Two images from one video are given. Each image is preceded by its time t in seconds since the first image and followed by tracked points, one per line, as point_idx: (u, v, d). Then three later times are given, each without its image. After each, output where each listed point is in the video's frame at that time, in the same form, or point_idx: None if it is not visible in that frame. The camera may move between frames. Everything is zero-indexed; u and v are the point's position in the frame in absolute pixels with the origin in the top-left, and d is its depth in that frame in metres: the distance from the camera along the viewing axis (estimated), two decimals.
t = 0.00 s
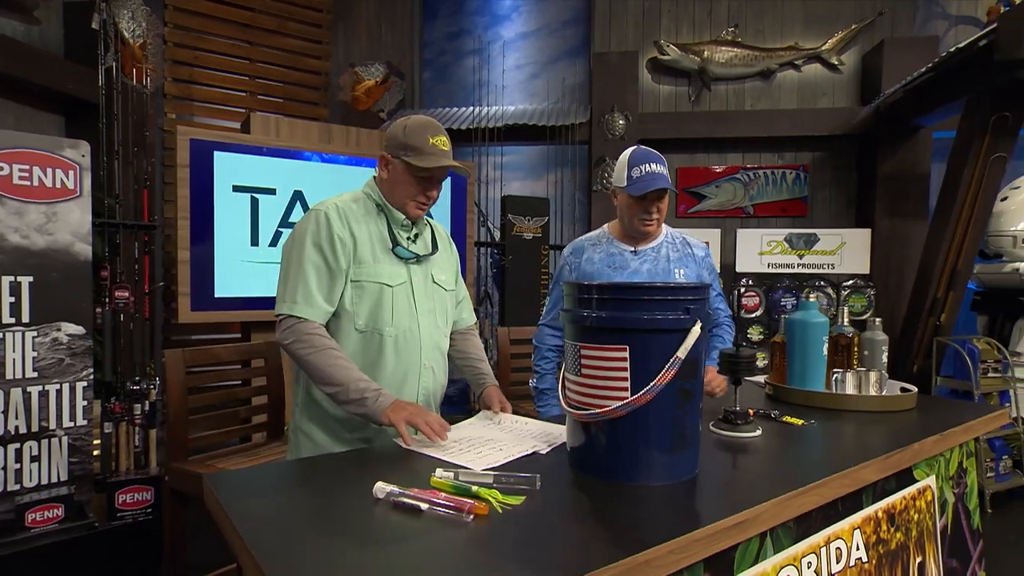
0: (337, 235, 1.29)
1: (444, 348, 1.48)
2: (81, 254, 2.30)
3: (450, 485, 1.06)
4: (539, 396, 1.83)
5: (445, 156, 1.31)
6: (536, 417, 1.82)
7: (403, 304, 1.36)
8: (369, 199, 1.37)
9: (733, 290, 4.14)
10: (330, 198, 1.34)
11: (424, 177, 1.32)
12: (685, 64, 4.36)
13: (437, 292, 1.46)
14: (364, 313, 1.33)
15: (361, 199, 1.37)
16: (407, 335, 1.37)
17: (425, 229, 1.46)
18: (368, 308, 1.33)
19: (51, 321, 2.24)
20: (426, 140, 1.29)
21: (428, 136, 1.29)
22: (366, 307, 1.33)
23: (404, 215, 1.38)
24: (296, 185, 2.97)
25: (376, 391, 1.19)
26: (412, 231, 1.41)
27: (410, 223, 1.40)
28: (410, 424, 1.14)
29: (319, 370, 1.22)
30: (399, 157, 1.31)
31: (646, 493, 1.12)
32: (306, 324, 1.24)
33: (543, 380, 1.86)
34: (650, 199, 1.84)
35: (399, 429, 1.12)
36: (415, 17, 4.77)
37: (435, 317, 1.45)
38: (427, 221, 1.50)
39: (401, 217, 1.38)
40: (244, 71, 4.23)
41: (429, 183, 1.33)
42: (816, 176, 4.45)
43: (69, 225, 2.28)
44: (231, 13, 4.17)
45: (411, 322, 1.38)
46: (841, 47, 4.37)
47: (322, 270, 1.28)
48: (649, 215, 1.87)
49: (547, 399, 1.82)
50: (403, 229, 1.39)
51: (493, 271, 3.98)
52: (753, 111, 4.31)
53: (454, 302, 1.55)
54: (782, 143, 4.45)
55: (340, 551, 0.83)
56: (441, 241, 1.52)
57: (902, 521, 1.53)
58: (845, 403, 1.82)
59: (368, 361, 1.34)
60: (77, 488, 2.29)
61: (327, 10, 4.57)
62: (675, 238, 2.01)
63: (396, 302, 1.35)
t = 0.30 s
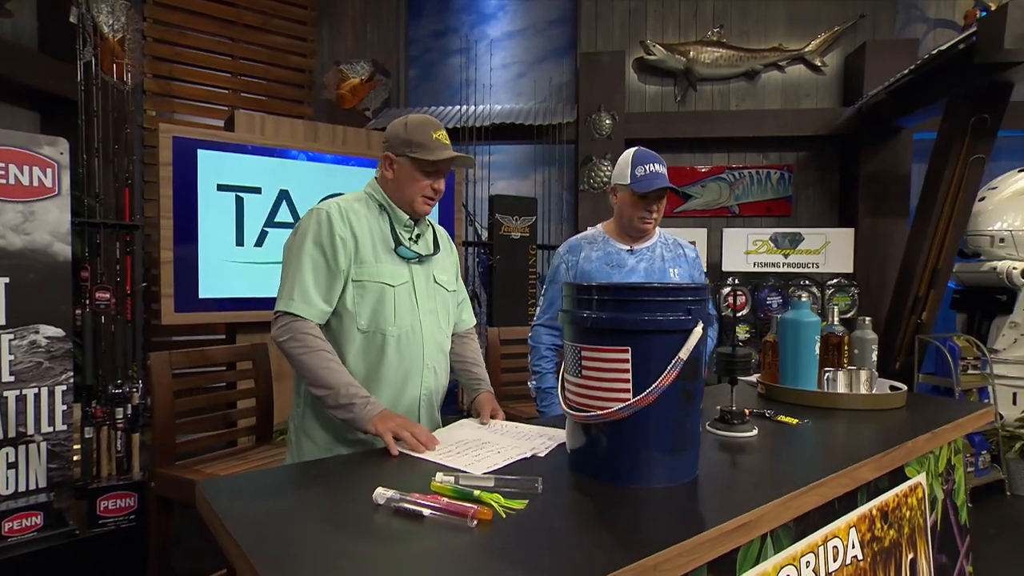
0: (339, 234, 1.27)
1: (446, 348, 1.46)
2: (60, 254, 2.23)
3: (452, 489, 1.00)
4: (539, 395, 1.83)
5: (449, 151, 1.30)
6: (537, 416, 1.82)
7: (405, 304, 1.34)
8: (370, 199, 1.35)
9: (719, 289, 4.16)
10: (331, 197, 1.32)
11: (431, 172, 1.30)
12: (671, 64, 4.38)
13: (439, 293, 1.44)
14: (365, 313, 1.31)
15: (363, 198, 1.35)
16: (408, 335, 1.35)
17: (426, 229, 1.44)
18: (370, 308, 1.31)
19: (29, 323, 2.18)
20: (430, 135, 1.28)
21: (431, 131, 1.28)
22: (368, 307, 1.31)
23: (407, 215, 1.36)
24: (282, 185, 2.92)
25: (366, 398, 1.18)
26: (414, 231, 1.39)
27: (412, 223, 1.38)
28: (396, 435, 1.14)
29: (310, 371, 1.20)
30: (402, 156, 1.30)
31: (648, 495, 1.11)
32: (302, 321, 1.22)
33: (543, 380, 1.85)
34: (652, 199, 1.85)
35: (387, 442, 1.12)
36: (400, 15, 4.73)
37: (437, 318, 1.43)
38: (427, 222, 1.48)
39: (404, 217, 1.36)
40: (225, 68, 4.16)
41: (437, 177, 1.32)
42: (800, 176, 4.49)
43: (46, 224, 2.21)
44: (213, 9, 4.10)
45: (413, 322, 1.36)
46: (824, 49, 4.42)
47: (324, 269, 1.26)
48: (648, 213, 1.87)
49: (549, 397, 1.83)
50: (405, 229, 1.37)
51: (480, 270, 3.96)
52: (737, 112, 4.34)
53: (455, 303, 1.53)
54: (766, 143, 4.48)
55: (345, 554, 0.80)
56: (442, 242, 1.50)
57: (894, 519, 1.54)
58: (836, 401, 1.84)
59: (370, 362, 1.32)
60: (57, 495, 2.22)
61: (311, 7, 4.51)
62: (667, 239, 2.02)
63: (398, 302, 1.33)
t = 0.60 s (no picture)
0: (335, 237, 1.26)
1: (443, 354, 1.44)
2: (38, 257, 2.18)
3: (447, 498, 0.98)
4: (529, 396, 1.80)
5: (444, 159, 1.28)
6: (527, 418, 1.80)
7: (401, 308, 1.32)
8: (367, 202, 1.34)
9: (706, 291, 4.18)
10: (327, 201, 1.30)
11: (425, 178, 1.29)
12: (657, 67, 4.40)
13: (436, 297, 1.42)
14: (360, 317, 1.29)
15: (359, 202, 1.34)
16: (404, 339, 1.33)
17: (423, 234, 1.42)
18: (365, 312, 1.29)
19: (6, 327, 2.12)
20: (425, 142, 1.26)
21: (426, 137, 1.26)
22: (363, 311, 1.29)
23: (403, 219, 1.34)
24: (268, 186, 2.88)
25: (341, 400, 1.14)
26: (410, 235, 1.37)
27: (408, 227, 1.36)
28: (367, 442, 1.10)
29: (289, 369, 1.17)
30: (397, 161, 1.28)
31: (643, 501, 1.10)
32: (286, 321, 1.20)
33: (534, 380, 1.83)
34: (637, 199, 1.85)
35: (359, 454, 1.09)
36: (387, 16, 4.70)
37: (433, 322, 1.41)
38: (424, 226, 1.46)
39: (400, 221, 1.34)
40: (209, 67, 4.11)
41: (431, 183, 1.30)
42: (785, 178, 4.53)
43: (24, 226, 2.16)
44: (197, 8, 4.05)
45: (410, 327, 1.34)
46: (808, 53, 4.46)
47: (319, 272, 1.24)
48: (633, 215, 1.88)
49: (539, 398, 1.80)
50: (402, 233, 1.36)
51: (468, 273, 3.95)
52: (723, 115, 4.36)
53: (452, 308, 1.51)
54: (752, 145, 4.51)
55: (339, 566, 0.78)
56: (440, 247, 1.48)
57: (884, 521, 1.55)
58: (825, 404, 1.87)
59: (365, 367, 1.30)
60: (35, 504, 2.16)
61: (297, 7, 4.47)
62: (659, 244, 2.02)
63: (393, 306, 1.31)
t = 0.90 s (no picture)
0: (340, 240, 1.26)
1: (449, 358, 1.43)
2: (42, 258, 2.18)
3: (449, 505, 0.96)
4: (529, 397, 1.79)
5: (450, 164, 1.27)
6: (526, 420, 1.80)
7: (406, 311, 1.31)
8: (372, 206, 1.34)
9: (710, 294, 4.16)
10: (333, 205, 1.31)
11: (429, 183, 1.28)
12: (663, 69, 4.38)
13: (441, 301, 1.41)
14: (365, 321, 1.29)
15: (365, 206, 1.34)
16: (410, 343, 1.33)
17: (429, 237, 1.42)
18: (370, 315, 1.29)
19: (10, 328, 2.13)
20: (431, 146, 1.26)
21: (432, 141, 1.26)
22: (369, 313, 1.28)
23: (409, 222, 1.34)
24: (272, 188, 2.88)
25: (336, 405, 1.14)
26: (416, 238, 1.37)
27: (414, 231, 1.36)
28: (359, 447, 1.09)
29: (288, 371, 1.18)
30: (402, 165, 1.28)
31: (647, 509, 1.09)
32: (287, 323, 1.20)
33: (534, 382, 1.82)
34: (634, 204, 1.86)
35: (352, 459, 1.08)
36: (393, 18, 4.71)
37: (439, 326, 1.40)
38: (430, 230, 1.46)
39: (406, 224, 1.34)
40: (215, 69, 4.12)
41: (436, 187, 1.29)
42: (790, 181, 4.50)
43: (29, 227, 2.16)
44: (204, 10, 4.06)
45: (415, 330, 1.33)
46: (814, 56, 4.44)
47: (324, 275, 1.24)
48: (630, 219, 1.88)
49: (538, 401, 1.80)
50: (407, 236, 1.35)
51: (473, 275, 3.94)
52: (728, 117, 4.34)
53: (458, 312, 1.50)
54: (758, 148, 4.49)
55: None
56: (446, 251, 1.48)
57: (891, 529, 1.54)
58: (830, 410, 1.88)
59: (371, 371, 1.29)
60: (37, 505, 2.17)
61: (302, 9, 4.47)
62: (665, 249, 2.01)
63: (398, 309, 1.31)
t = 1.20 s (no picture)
0: (353, 244, 1.29)
1: (459, 358, 1.47)
2: (69, 260, 2.25)
3: (454, 507, 1.00)
4: (538, 401, 1.84)
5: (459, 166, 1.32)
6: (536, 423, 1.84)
7: (420, 314, 1.35)
8: (383, 210, 1.37)
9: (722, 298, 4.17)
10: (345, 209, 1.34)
11: (439, 186, 1.32)
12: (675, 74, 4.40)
13: (452, 302, 1.45)
14: (379, 324, 1.32)
15: (376, 208, 1.37)
16: (423, 344, 1.36)
17: (438, 240, 1.46)
18: (384, 318, 1.33)
19: (38, 327, 2.20)
20: (441, 148, 1.30)
21: (441, 144, 1.30)
22: (383, 316, 1.32)
23: (419, 225, 1.38)
24: (290, 192, 2.95)
25: (354, 409, 1.13)
26: (426, 241, 1.41)
27: (424, 233, 1.40)
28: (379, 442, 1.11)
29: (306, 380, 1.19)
30: (413, 168, 1.32)
31: (653, 512, 1.11)
32: (305, 329, 1.23)
33: (543, 387, 1.86)
34: (640, 200, 1.90)
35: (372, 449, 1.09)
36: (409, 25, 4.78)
37: (450, 327, 1.44)
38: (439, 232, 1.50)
39: (416, 227, 1.38)
40: (237, 76, 4.21)
41: (446, 190, 1.33)
42: (804, 185, 4.49)
43: (56, 230, 2.23)
44: (225, 18, 4.15)
45: (428, 332, 1.37)
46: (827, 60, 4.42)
47: (339, 280, 1.27)
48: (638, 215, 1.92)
49: (547, 404, 1.84)
50: (418, 239, 1.39)
51: (486, 278, 3.99)
52: (741, 122, 4.34)
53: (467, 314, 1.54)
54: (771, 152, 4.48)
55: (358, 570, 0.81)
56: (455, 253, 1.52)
57: (902, 535, 1.55)
58: (840, 414, 1.89)
59: (385, 372, 1.33)
60: (63, 499, 2.24)
61: (320, 17, 4.56)
62: (673, 250, 2.03)
63: (412, 312, 1.34)
